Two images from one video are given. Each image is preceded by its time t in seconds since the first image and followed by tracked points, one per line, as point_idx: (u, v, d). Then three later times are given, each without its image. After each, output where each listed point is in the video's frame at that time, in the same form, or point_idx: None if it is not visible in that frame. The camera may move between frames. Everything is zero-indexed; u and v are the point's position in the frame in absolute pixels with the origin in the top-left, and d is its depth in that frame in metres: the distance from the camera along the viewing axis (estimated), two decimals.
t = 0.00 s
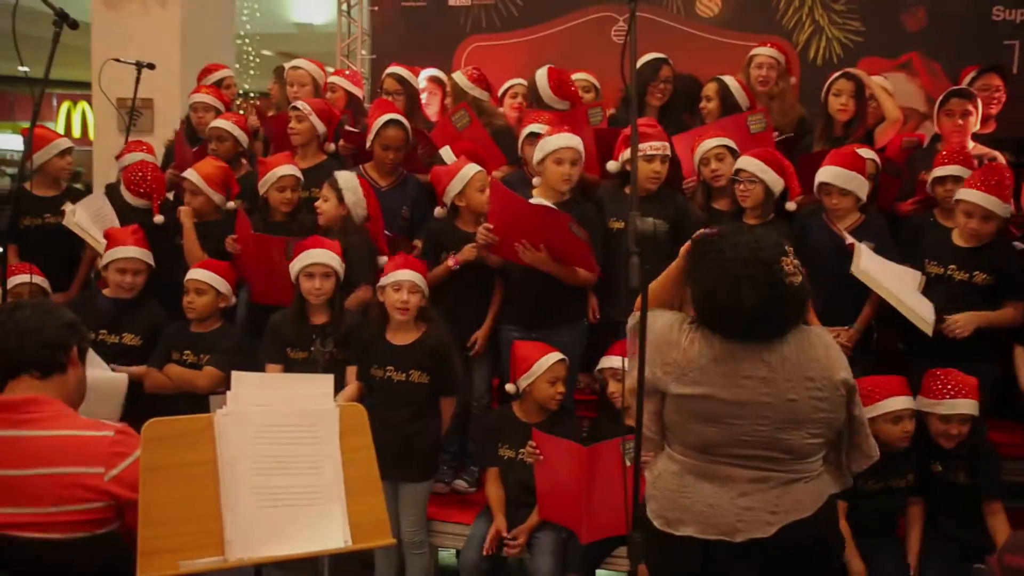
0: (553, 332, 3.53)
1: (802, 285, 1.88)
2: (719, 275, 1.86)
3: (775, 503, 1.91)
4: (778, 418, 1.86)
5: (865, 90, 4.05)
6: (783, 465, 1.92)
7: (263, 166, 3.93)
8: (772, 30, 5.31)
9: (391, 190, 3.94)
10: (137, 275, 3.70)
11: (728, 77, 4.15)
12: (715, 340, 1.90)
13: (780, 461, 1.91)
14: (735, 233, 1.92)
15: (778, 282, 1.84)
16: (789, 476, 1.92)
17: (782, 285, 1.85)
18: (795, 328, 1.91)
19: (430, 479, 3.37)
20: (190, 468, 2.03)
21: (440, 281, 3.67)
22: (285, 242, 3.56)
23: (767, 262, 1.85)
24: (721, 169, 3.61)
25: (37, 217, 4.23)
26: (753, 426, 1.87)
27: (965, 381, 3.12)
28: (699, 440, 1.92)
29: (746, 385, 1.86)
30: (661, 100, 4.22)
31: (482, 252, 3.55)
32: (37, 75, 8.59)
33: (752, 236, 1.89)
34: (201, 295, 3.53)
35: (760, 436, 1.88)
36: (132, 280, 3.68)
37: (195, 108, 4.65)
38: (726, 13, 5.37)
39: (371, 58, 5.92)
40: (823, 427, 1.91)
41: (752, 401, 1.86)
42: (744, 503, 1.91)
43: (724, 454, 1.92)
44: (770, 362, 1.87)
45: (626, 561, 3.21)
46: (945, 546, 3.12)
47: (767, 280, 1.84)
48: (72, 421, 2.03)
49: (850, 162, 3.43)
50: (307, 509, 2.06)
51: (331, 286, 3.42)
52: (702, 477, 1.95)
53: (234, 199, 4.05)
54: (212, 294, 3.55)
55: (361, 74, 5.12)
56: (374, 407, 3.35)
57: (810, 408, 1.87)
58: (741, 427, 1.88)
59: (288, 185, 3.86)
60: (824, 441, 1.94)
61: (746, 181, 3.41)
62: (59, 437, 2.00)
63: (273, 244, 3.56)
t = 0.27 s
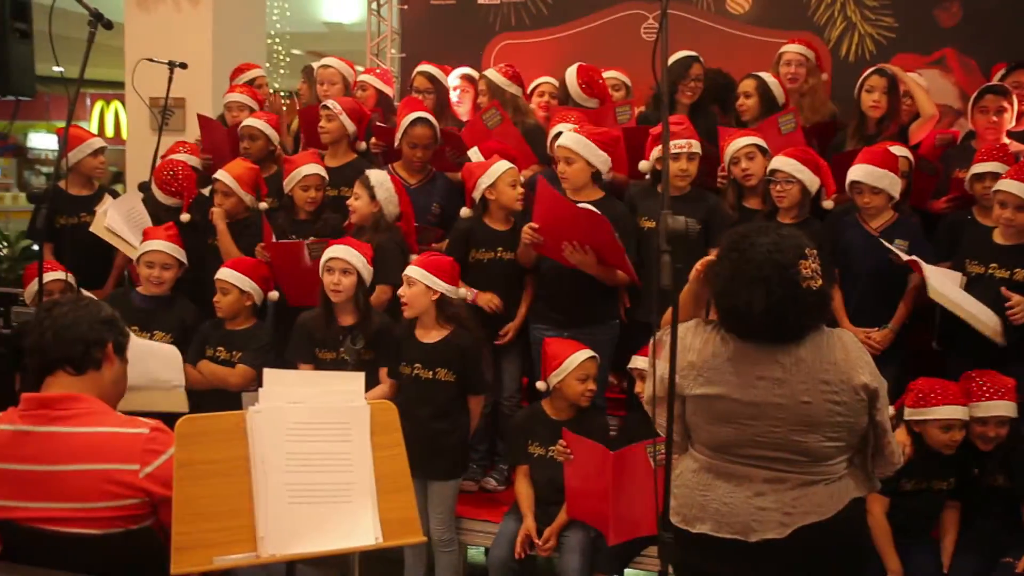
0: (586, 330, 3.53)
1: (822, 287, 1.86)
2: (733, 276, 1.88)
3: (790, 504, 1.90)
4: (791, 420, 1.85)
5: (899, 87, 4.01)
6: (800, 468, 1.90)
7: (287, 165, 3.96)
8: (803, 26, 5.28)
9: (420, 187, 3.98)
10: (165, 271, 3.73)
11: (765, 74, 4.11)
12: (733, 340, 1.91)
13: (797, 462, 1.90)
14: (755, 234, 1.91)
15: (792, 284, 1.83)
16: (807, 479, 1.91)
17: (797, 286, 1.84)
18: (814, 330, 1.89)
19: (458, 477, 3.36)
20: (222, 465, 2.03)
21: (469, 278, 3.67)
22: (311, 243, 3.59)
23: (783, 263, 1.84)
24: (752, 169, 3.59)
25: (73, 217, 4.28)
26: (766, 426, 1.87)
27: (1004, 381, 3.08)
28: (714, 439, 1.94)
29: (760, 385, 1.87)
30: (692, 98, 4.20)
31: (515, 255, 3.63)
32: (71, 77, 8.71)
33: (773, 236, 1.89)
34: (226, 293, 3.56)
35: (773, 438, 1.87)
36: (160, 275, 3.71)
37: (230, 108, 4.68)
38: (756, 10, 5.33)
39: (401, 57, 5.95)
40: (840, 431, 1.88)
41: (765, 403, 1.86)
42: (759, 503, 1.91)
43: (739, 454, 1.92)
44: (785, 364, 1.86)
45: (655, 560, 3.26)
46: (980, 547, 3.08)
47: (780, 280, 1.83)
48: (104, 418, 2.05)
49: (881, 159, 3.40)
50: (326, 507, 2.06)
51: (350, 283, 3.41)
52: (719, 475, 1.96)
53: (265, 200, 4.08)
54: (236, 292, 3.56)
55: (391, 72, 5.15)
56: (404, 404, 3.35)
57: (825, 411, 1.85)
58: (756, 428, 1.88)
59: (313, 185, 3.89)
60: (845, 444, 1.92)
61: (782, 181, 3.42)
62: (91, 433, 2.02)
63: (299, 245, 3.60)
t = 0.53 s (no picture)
0: (615, 332, 3.51)
1: (835, 287, 1.87)
2: (742, 277, 1.92)
3: (809, 510, 1.93)
4: (807, 425, 1.88)
5: (930, 87, 3.96)
6: (819, 473, 1.93)
7: (313, 168, 3.99)
8: (833, 27, 5.24)
9: (447, 189, 3.99)
10: (195, 274, 3.76)
11: (799, 74, 4.08)
12: (751, 344, 1.94)
13: (815, 468, 1.92)
14: (771, 235, 1.95)
15: (800, 284, 1.86)
16: (827, 484, 1.93)
17: (807, 287, 1.86)
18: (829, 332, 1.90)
19: (483, 479, 3.36)
20: (250, 466, 2.05)
21: (496, 279, 3.67)
22: (338, 247, 3.61)
23: (791, 265, 1.87)
24: (780, 171, 3.57)
25: (107, 219, 4.33)
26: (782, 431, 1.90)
27: None
28: (733, 442, 1.98)
29: (775, 389, 1.90)
30: (720, 99, 4.18)
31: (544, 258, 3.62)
32: (105, 80, 8.83)
33: (785, 236, 1.92)
34: (253, 297, 3.58)
35: (789, 443, 1.91)
36: (189, 278, 3.75)
37: (263, 111, 4.72)
38: (785, 10, 5.31)
39: (428, 60, 5.97)
40: (858, 437, 1.89)
41: (780, 407, 1.89)
42: (778, 508, 1.95)
43: (758, 457, 1.96)
44: (801, 368, 1.88)
45: (684, 564, 3.19)
46: (1019, 556, 3.00)
47: (787, 281, 1.86)
48: (136, 419, 2.07)
49: (911, 160, 3.37)
50: (350, 509, 2.07)
51: (372, 288, 3.38)
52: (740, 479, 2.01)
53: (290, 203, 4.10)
54: (263, 295, 3.58)
55: (418, 75, 5.17)
56: (431, 407, 3.36)
57: (841, 417, 1.86)
58: (772, 432, 1.91)
59: (338, 186, 3.91)
60: (866, 450, 1.92)
61: (811, 183, 3.40)
62: (122, 435, 2.04)
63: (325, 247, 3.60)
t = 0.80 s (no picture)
0: (638, 338, 3.51)
1: (845, 289, 1.91)
2: (753, 279, 1.99)
3: (823, 519, 1.97)
4: (818, 432, 1.92)
5: (956, 92, 3.94)
6: (832, 481, 1.96)
7: (337, 176, 4.02)
8: (858, 31, 5.21)
9: (472, 194, 3.99)
10: (221, 282, 3.80)
11: (829, 80, 4.07)
12: (766, 348, 1.99)
13: (829, 476, 1.95)
14: (782, 238, 2.01)
15: (805, 285, 1.91)
16: (840, 493, 1.96)
17: (814, 288, 1.90)
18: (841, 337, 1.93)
19: (506, 485, 3.36)
20: (277, 470, 2.07)
21: (519, 286, 3.67)
22: (358, 251, 3.64)
23: (800, 266, 1.92)
24: (803, 176, 3.54)
25: (134, 226, 4.37)
26: (794, 436, 1.95)
27: None
28: (750, 447, 2.04)
29: (787, 395, 1.94)
30: (743, 105, 4.16)
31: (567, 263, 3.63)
32: (132, 88, 8.93)
33: (798, 239, 1.98)
34: (279, 303, 3.61)
35: (802, 449, 1.95)
36: (215, 287, 3.79)
37: (293, 118, 4.74)
38: (810, 15, 5.29)
39: (452, 66, 6.00)
40: (871, 446, 1.91)
41: (792, 413, 1.94)
42: (792, 515, 1.99)
43: (772, 463, 2.01)
44: (811, 374, 1.92)
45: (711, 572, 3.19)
46: None
47: (793, 282, 1.92)
48: (164, 423, 2.09)
49: (939, 164, 3.34)
50: (372, 515, 2.07)
51: (399, 292, 3.41)
52: (757, 484, 2.06)
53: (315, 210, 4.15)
54: (288, 301, 3.61)
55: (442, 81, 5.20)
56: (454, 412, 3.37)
57: (852, 425, 1.89)
58: (784, 437, 1.96)
59: (360, 194, 3.93)
60: (880, 461, 1.94)
61: (833, 186, 3.38)
62: (150, 439, 2.06)
63: (345, 252, 3.64)
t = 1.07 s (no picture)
0: (659, 345, 3.51)
1: (861, 300, 1.90)
2: (772, 286, 2.01)
3: (837, 527, 1.97)
4: (831, 438, 1.92)
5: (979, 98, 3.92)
6: (847, 489, 1.96)
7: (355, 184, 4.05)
8: (880, 37, 5.19)
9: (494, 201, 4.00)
10: (244, 290, 3.83)
11: (849, 87, 4.05)
12: (784, 355, 2.01)
13: (843, 483, 1.95)
14: (803, 246, 2.01)
15: (818, 295, 1.92)
16: (855, 501, 1.95)
17: (827, 298, 1.91)
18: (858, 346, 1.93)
19: (527, 492, 3.36)
20: (301, 477, 2.09)
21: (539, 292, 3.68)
22: (380, 259, 3.67)
23: (815, 276, 1.93)
24: (815, 185, 3.53)
25: (158, 234, 4.41)
26: (807, 442, 1.96)
27: None
28: (768, 452, 2.06)
29: (801, 401, 1.95)
30: (771, 115, 4.15)
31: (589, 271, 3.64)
32: (157, 97, 9.02)
33: (816, 247, 1.98)
34: (303, 310, 3.62)
35: (816, 456, 1.96)
36: (238, 294, 3.82)
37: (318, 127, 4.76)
38: (832, 21, 5.27)
39: (473, 74, 6.03)
40: (885, 455, 1.90)
41: (805, 419, 1.95)
42: (807, 522, 2.00)
43: (788, 468, 2.02)
44: (825, 380, 1.93)
45: None
46: None
47: (806, 291, 1.93)
48: (191, 429, 2.12)
49: (965, 171, 3.33)
50: (388, 522, 2.08)
51: (427, 301, 3.44)
52: (774, 489, 2.07)
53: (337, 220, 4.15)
54: (312, 308, 3.63)
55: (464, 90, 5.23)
56: (475, 419, 3.38)
57: (865, 432, 1.88)
58: (799, 443, 1.98)
59: (376, 205, 3.95)
60: (896, 470, 1.92)
61: (853, 194, 3.35)
62: (177, 444, 2.09)
63: (368, 259, 3.68)
